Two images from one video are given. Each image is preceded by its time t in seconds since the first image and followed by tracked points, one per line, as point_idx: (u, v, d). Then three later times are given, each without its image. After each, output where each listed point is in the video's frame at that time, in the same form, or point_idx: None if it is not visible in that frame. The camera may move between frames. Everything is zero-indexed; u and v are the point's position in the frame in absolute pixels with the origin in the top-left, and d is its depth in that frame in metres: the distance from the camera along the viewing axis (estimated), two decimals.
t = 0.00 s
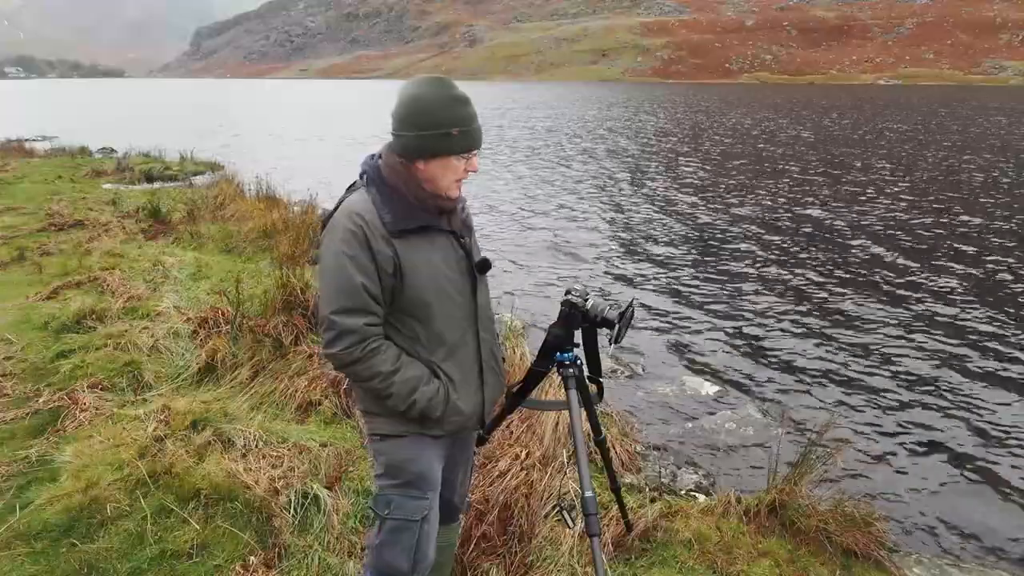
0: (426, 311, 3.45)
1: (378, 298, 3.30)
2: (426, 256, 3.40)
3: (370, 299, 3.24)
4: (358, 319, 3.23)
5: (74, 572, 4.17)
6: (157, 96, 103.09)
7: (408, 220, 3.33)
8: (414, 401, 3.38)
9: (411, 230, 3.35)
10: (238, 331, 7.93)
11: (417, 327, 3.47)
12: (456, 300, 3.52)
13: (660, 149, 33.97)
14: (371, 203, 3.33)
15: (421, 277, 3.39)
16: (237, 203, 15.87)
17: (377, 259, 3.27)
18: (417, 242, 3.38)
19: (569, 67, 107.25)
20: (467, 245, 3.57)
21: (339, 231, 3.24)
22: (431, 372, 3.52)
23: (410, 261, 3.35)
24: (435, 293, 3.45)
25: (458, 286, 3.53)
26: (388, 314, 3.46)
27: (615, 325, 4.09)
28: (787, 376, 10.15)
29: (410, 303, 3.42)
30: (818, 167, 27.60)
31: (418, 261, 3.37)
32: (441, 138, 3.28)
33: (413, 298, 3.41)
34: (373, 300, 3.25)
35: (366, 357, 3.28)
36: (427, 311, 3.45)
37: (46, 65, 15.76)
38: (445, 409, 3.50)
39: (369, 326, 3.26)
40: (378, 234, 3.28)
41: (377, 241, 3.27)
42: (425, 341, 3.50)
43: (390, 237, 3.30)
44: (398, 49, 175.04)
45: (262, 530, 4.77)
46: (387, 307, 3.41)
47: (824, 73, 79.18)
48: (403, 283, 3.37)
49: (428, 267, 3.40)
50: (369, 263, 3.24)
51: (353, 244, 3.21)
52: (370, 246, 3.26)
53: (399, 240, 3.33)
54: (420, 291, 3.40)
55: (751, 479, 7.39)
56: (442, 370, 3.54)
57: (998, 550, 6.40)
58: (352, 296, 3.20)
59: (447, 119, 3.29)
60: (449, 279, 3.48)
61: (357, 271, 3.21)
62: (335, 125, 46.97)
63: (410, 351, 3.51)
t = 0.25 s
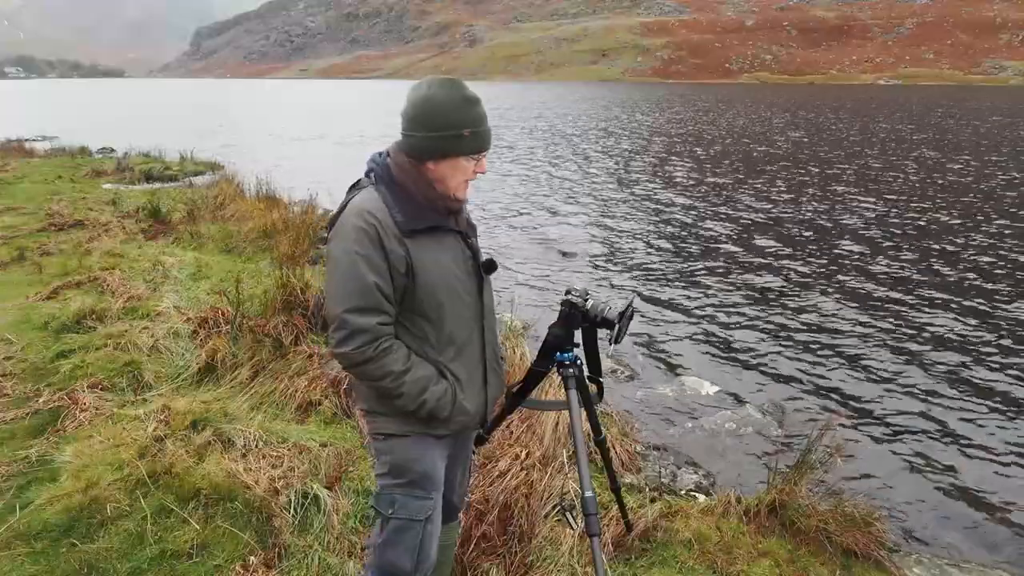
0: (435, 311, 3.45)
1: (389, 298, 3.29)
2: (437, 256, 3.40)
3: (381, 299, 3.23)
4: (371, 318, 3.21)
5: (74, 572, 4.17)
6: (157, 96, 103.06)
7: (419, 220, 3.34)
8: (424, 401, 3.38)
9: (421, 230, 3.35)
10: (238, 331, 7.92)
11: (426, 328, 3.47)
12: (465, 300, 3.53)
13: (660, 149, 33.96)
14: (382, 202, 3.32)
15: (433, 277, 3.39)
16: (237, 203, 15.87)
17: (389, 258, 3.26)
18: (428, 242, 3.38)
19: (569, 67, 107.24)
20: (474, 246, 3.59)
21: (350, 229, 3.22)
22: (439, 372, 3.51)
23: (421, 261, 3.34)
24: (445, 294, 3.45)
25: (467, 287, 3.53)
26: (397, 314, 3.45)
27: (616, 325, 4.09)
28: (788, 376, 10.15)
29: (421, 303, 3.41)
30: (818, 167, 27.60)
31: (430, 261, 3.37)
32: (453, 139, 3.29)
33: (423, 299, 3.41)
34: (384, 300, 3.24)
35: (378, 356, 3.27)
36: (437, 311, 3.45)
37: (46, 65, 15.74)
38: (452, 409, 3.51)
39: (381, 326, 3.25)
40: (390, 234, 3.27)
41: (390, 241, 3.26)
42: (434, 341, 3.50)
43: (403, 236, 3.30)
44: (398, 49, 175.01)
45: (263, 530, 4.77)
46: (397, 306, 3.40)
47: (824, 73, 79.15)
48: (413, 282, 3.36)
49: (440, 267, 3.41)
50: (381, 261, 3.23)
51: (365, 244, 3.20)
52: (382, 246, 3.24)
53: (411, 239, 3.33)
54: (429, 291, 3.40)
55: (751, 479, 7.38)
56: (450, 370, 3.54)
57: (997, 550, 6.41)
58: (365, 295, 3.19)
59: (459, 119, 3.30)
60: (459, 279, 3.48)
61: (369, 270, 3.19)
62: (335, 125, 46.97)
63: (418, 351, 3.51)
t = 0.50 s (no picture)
0: (436, 312, 3.45)
1: (392, 298, 3.28)
2: (440, 256, 3.40)
3: (384, 298, 3.22)
4: (372, 317, 3.21)
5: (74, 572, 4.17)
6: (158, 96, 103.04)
7: (423, 221, 3.33)
8: (423, 402, 3.38)
9: (426, 230, 3.35)
10: (238, 331, 7.92)
11: (427, 328, 3.47)
12: (467, 301, 3.54)
13: (660, 149, 33.97)
14: (387, 201, 3.31)
15: (436, 277, 3.39)
16: (238, 203, 15.87)
17: (393, 258, 3.25)
18: (432, 242, 3.38)
19: (569, 67, 107.25)
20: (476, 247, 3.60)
21: (355, 227, 3.21)
22: (439, 373, 3.51)
23: (425, 261, 3.34)
24: (446, 296, 3.44)
25: (468, 288, 3.53)
26: (399, 313, 3.44)
27: (616, 325, 4.10)
28: (788, 377, 10.15)
29: (423, 303, 3.42)
30: (818, 167, 27.58)
31: (434, 261, 3.37)
32: (461, 141, 3.31)
33: (426, 299, 3.41)
34: (387, 300, 3.24)
35: (379, 356, 3.27)
36: (439, 312, 3.45)
37: (46, 65, 15.74)
38: (452, 409, 3.51)
39: (382, 326, 3.25)
40: (394, 233, 3.26)
41: (394, 240, 3.25)
42: (435, 342, 3.50)
43: (407, 235, 3.29)
44: (398, 49, 175.04)
45: (263, 530, 4.77)
46: (398, 305, 3.39)
47: (824, 73, 79.15)
48: (417, 283, 3.36)
49: (444, 268, 3.41)
50: (384, 261, 3.22)
51: (369, 243, 3.19)
52: (386, 245, 3.24)
53: (416, 239, 3.32)
54: (432, 292, 3.40)
55: (751, 480, 7.38)
56: (450, 371, 3.54)
57: (997, 550, 6.41)
58: (367, 294, 3.18)
59: (467, 122, 3.31)
60: (461, 280, 3.48)
61: (373, 269, 3.18)
62: (335, 125, 46.98)
63: (419, 350, 3.50)
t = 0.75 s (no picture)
0: (436, 312, 3.45)
1: (392, 298, 3.28)
2: (440, 257, 3.40)
3: (383, 298, 3.22)
4: (372, 317, 3.21)
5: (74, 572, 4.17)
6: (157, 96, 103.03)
7: (423, 221, 3.33)
8: (422, 402, 3.38)
9: (426, 231, 3.35)
10: (238, 331, 7.92)
11: (426, 328, 3.47)
12: (466, 302, 3.54)
13: (661, 148, 33.98)
14: (387, 200, 3.31)
15: (436, 277, 3.38)
16: (238, 203, 15.87)
17: (392, 258, 3.25)
18: (432, 242, 3.38)
19: (569, 67, 107.26)
20: (477, 248, 3.60)
21: (354, 227, 3.21)
22: (438, 373, 3.51)
23: (425, 262, 3.34)
24: (446, 296, 3.45)
25: (468, 289, 3.53)
26: (399, 313, 3.44)
27: (615, 324, 4.10)
28: (788, 377, 10.14)
29: (423, 303, 3.41)
30: (819, 167, 27.58)
31: (433, 261, 3.37)
32: (463, 143, 3.31)
33: (425, 299, 3.41)
34: (387, 300, 3.24)
35: (378, 356, 3.27)
36: (439, 312, 3.45)
37: (46, 65, 15.74)
38: (451, 409, 3.51)
39: (382, 326, 3.25)
40: (394, 233, 3.26)
41: (394, 240, 3.25)
42: (434, 342, 3.50)
43: (407, 235, 3.29)
44: (398, 49, 175.04)
45: (263, 530, 4.77)
46: (398, 305, 3.39)
47: (824, 74, 79.16)
48: (417, 283, 3.36)
49: (443, 268, 3.40)
50: (384, 261, 3.22)
51: (369, 243, 3.19)
52: (386, 245, 3.23)
53: (415, 239, 3.32)
54: (432, 293, 3.40)
55: (751, 480, 7.38)
56: (449, 371, 3.54)
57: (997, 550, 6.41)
58: (366, 295, 3.18)
59: (468, 123, 3.31)
60: (461, 281, 3.48)
61: (373, 269, 3.19)
62: (335, 125, 46.98)
63: (418, 351, 3.50)
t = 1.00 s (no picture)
0: (436, 312, 3.45)
1: (391, 297, 3.28)
2: (440, 257, 3.40)
3: (383, 298, 3.22)
4: (371, 318, 3.21)
5: (74, 572, 4.18)
6: (157, 96, 103.02)
7: (423, 221, 3.33)
8: (422, 401, 3.38)
9: (426, 231, 3.35)
10: (238, 331, 7.92)
11: (426, 329, 3.47)
12: (465, 302, 3.54)
13: (661, 148, 33.97)
14: (387, 200, 3.31)
15: (434, 277, 3.38)
16: (238, 203, 15.87)
17: (392, 258, 3.25)
18: (432, 242, 3.38)
19: (569, 67, 107.25)
20: (476, 248, 3.60)
21: (353, 227, 3.21)
22: (438, 373, 3.51)
23: (425, 262, 3.35)
24: (445, 296, 3.45)
25: (467, 289, 3.53)
26: (398, 314, 3.44)
27: (616, 324, 4.10)
28: (788, 377, 10.13)
29: (421, 304, 3.42)
30: (819, 167, 27.55)
31: (432, 261, 3.37)
32: (464, 144, 3.31)
33: (424, 299, 3.41)
34: (386, 300, 3.24)
35: (377, 356, 3.27)
36: (437, 312, 3.45)
37: (46, 65, 15.73)
38: (450, 409, 3.51)
39: (382, 325, 3.25)
40: (393, 233, 3.26)
41: (393, 240, 3.25)
42: (433, 342, 3.50)
43: (406, 235, 3.29)
44: (398, 49, 175.02)
45: (262, 530, 4.77)
46: (397, 305, 3.39)
47: (824, 74, 79.14)
48: (416, 283, 3.36)
49: (442, 268, 3.40)
50: (383, 260, 3.22)
51: (368, 243, 3.18)
52: (385, 245, 3.23)
53: (414, 239, 3.32)
54: (431, 293, 3.40)
55: (751, 480, 7.38)
56: (449, 371, 3.54)
57: (997, 551, 6.40)
58: (366, 295, 3.18)
59: (469, 125, 3.31)
60: (460, 281, 3.49)
61: (372, 269, 3.18)
62: (336, 125, 46.96)
63: (417, 350, 3.50)
